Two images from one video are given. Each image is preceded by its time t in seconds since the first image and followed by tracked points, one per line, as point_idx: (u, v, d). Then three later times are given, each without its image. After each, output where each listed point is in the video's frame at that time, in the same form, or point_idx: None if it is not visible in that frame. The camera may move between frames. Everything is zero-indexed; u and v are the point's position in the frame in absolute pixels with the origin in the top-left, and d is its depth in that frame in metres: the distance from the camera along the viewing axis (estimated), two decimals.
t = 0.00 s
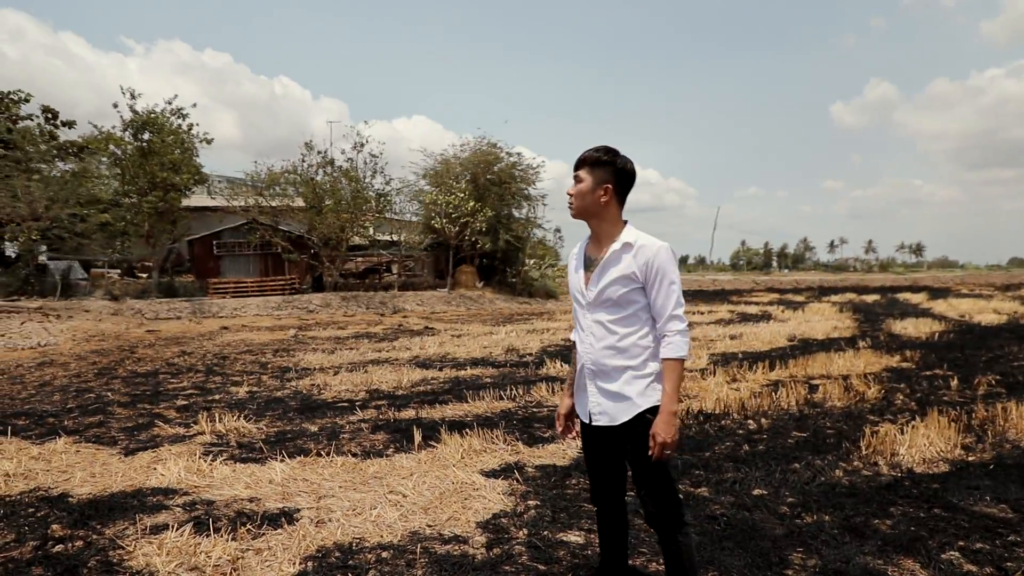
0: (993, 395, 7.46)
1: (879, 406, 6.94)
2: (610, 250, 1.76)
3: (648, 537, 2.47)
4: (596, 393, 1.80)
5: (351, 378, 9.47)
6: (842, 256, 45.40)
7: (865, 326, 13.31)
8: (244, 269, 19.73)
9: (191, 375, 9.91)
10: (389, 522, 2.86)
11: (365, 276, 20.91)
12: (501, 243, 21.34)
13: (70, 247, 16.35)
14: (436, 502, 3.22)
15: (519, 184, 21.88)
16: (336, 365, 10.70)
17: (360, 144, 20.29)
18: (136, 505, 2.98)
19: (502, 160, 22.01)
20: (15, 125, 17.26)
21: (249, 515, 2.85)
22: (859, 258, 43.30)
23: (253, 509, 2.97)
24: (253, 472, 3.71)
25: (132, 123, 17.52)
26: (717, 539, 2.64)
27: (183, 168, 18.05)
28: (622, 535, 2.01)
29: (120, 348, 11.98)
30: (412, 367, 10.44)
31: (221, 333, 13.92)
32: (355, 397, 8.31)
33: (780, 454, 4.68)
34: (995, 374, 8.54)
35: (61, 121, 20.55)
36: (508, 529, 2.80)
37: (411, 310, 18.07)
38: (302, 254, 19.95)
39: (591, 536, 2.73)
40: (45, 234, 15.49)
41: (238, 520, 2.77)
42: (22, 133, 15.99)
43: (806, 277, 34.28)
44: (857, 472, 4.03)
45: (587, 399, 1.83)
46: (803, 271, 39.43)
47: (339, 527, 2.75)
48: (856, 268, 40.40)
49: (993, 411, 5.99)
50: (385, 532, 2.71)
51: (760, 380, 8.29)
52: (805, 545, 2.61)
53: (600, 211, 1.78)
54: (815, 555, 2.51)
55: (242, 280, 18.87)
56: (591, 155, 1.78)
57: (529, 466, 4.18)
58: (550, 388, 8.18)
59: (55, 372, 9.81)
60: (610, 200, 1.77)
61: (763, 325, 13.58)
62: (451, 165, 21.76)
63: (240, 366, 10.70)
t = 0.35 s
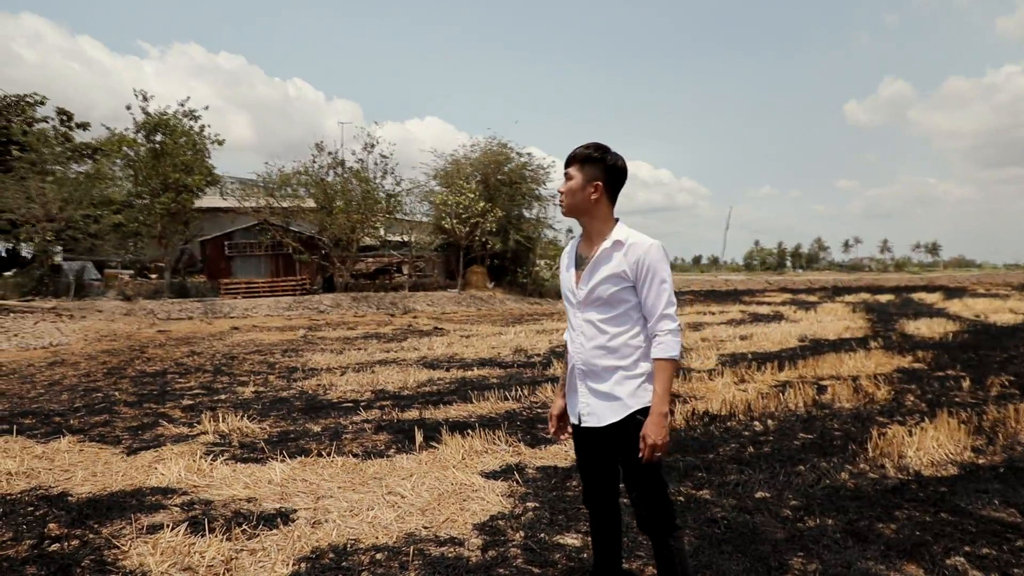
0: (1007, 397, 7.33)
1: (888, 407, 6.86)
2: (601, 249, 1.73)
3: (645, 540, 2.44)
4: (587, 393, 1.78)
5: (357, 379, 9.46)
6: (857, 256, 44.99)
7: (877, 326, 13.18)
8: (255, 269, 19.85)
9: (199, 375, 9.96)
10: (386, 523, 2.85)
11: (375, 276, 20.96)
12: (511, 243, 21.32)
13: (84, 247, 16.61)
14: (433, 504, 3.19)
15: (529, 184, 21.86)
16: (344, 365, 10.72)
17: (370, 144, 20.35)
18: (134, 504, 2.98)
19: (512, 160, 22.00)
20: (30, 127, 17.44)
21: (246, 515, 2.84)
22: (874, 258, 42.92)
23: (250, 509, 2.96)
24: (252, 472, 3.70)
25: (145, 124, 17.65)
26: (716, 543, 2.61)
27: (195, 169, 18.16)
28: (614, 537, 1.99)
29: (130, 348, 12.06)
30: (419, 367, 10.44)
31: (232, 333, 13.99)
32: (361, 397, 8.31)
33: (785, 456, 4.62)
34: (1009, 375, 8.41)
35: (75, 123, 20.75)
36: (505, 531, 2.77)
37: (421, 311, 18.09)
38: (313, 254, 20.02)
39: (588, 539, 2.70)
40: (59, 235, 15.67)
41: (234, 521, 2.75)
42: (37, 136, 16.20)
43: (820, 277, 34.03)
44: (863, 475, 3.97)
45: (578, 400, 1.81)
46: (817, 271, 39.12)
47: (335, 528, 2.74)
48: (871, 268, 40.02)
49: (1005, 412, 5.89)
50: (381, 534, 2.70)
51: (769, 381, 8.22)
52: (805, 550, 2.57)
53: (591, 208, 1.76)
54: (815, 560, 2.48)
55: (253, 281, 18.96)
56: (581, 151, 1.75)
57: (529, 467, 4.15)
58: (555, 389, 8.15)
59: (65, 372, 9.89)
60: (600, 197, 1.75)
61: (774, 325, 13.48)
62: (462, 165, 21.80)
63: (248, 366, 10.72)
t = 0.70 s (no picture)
0: None
1: (907, 412, 6.72)
2: (599, 248, 1.70)
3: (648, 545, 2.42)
4: (583, 396, 1.75)
5: (369, 378, 9.47)
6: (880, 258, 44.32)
7: (899, 329, 12.94)
8: (273, 270, 19.60)
9: (214, 374, 10.03)
10: (388, 524, 2.83)
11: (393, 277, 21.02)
12: (529, 244, 21.32)
13: (106, 246, 16.89)
14: (437, 505, 3.17)
15: (547, 184, 21.84)
16: (358, 364, 10.75)
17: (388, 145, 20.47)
18: (139, 502, 2.98)
19: (530, 160, 22.01)
20: (54, 129, 17.76)
21: (248, 515, 2.83)
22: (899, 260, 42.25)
23: (253, 509, 2.95)
24: (257, 471, 3.69)
25: (166, 125, 17.89)
26: (723, 550, 2.57)
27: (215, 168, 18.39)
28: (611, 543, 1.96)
29: (148, 346, 12.21)
30: (432, 367, 10.44)
31: (249, 332, 14.11)
32: (372, 397, 8.32)
33: (797, 461, 4.54)
34: None
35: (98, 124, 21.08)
36: (507, 534, 2.74)
37: (438, 311, 18.12)
38: (332, 254, 20.15)
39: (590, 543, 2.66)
40: (83, 234, 16.64)
41: (237, 519, 2.75)
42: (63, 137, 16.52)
43: (843, 279, 33.57)
44: (877, 480, 3.89)
45: (574, 402, 1.78)
46: (840, 273, 38.62)
47: (338, 528, 2.72)
48: (896, 270, 39.40)
49: None
50: (383, 535, 2.68)
51: (785, 384, 8.11)
52: (813, 561, 2.51)
53: (588, 207, 1.73)
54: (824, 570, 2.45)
55: (271, 280, 18.90)
56: (578, 149, 1.72)
57: (535, 469, 4.11)
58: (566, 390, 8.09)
59: (83, 369, 10.04)
60: (597, 195, 1.71)
61: (793, 327, 13.35)
62: (479, 166, 21.86)
63: (263, 365, 10.80)
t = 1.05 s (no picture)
0: None
1: (932, 418, 6.56)
2: (599, 249, 1.67)
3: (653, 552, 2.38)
4: (583, 400, 1.72)
5: (387, 379, 9.51)
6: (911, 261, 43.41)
7: (926, 333, 12.67)
8: (296, 269, 19.98)
9: (234, 373, 10.15)
10: (393, 526, 2.82)
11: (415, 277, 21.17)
12: (550, 245, 21.28)
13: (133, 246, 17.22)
14: (444, 508, 3.16)
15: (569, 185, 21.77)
16: (377, 364, 10.80)
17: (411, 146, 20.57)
18: (148, 501, 3.01)
19: (552, 161, 21.97)
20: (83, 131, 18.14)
21: (255, 515, 2.84)
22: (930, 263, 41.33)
23: (260, 509, 2.96)
24: (268, 471, 3.71)
25: (191, 127, 18.17)
26: (731, 558, 2.52)
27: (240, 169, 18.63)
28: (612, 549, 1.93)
29: (171, 345, 12.39)
30: (450, 368, 10.45)
31: (271, 332, 14.26)
32: (388, 397, 8.34)
33: (814, 467, 4.45)
34: None
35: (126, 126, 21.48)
36: (512, 538, 2.72)
37: (460, 311, 18.18)
38: (354, 255, 20.30)
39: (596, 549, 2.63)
40: (109, 234, 16.41)
41: (243, 519, 2.76)
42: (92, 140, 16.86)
43: (872, 281, 32.99)
44: (894, 488, 3.79)
45: (574, 406, 1.75)
46: (869, 275, 37.92)
47: (343, 530, 2.72)
48: (927, 273, 38.58)
49: None
50: (387, 538, 2.67)
51: (807, 388, 7.97)
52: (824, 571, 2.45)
53: (589, 207, 1.70)
54: None
55: (294, 280, 19.20)
56: (578, 147, 1.69)
57: (545, 472, 4.08)
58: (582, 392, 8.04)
59: (106, 368, 10.19)
60: (598, 195, 1.68)
61: (818, 330, 13.12)
62: (501, 166, 21.90)
63: (282, 364, 10.90)
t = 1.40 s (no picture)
0: None
1: (950, 423, 6.44)
2: (593, 253, 1.65)
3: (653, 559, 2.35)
4: (577, 407, 1.70)
5: (399, 381, 9.54)
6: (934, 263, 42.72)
7: (947, 336, 12.46)
8: (313, 272, 20.19)
9: (247, 375, 10.23)
10: (394, 531, 2.81)
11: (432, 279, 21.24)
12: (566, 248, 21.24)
13: (153, 249, 17.45)
14: (447, 513, 3.14)
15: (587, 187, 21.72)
16: (392, 367, 10.83)
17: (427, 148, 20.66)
18: (153, 503, 3.03)
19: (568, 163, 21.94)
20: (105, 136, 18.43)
21: (257, 518, 2.84)
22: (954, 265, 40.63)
23: (263, 513, 2.97)
24: (274, 475, 3.72)
25: (210, 131, 18.38)
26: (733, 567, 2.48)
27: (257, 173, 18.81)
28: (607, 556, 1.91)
29: (188, 347, 12.53)
30: (463, 371, 10.45)
31: (288, 334, 14.37)
32: (399, 400, 8.36)
33: (825, 473, 4.38)
34: None
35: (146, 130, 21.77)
36: (513, 544, 2.70)
37: (476, 314, 18.22)
38: (370, 257, 20.41)
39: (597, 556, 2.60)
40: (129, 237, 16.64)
41: (246, 523, 2.77)
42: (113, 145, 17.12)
43: (895, 284, 32.51)
44: (907, 495, 3.72)
45: (569, 412, 1.74)
46: (891, 278, 37.38)
47: (344, 535, 2.72)
48: (951, 275, 37.95)
49: None
50: (388, 543, 2.66)
51: (823, 393, 7.86)
52: None
53: (583, 211, 1.68)
54: None
55: (311, 283, 19.37)
56: (572, 150, 1.68)
57: (551, 477, 4.05)
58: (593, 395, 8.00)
59: (123, 370, 10.33)
60: (592, 198, 1.67)
61: (838, 334, 12.95)
62: (517, 169, 21.93)
63: (297, 367, 10.97)
